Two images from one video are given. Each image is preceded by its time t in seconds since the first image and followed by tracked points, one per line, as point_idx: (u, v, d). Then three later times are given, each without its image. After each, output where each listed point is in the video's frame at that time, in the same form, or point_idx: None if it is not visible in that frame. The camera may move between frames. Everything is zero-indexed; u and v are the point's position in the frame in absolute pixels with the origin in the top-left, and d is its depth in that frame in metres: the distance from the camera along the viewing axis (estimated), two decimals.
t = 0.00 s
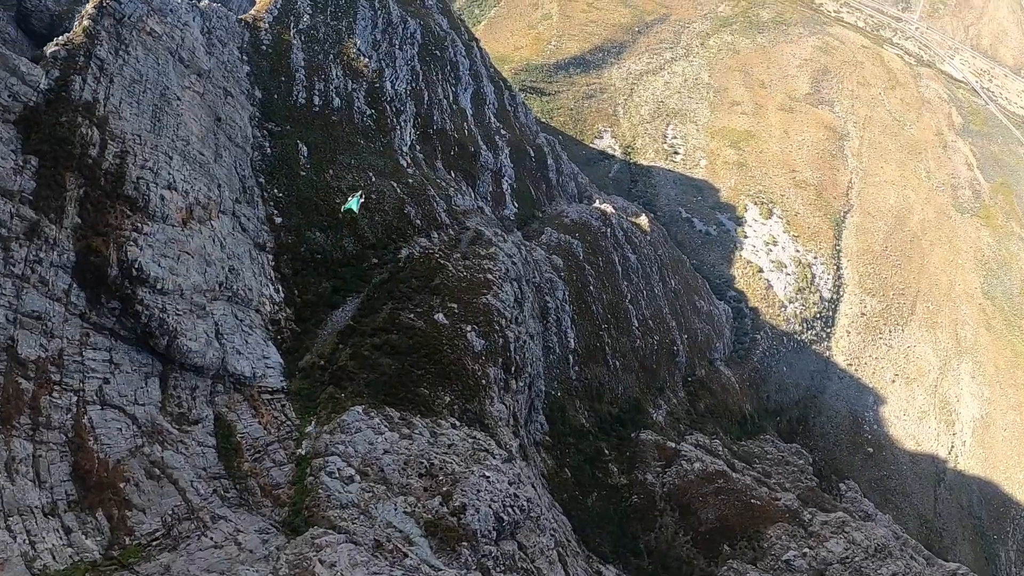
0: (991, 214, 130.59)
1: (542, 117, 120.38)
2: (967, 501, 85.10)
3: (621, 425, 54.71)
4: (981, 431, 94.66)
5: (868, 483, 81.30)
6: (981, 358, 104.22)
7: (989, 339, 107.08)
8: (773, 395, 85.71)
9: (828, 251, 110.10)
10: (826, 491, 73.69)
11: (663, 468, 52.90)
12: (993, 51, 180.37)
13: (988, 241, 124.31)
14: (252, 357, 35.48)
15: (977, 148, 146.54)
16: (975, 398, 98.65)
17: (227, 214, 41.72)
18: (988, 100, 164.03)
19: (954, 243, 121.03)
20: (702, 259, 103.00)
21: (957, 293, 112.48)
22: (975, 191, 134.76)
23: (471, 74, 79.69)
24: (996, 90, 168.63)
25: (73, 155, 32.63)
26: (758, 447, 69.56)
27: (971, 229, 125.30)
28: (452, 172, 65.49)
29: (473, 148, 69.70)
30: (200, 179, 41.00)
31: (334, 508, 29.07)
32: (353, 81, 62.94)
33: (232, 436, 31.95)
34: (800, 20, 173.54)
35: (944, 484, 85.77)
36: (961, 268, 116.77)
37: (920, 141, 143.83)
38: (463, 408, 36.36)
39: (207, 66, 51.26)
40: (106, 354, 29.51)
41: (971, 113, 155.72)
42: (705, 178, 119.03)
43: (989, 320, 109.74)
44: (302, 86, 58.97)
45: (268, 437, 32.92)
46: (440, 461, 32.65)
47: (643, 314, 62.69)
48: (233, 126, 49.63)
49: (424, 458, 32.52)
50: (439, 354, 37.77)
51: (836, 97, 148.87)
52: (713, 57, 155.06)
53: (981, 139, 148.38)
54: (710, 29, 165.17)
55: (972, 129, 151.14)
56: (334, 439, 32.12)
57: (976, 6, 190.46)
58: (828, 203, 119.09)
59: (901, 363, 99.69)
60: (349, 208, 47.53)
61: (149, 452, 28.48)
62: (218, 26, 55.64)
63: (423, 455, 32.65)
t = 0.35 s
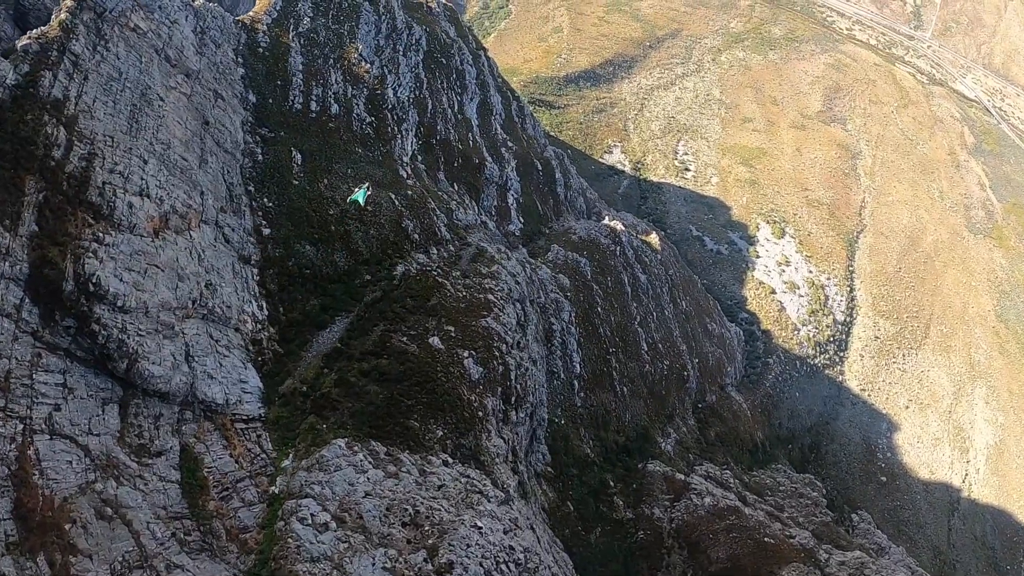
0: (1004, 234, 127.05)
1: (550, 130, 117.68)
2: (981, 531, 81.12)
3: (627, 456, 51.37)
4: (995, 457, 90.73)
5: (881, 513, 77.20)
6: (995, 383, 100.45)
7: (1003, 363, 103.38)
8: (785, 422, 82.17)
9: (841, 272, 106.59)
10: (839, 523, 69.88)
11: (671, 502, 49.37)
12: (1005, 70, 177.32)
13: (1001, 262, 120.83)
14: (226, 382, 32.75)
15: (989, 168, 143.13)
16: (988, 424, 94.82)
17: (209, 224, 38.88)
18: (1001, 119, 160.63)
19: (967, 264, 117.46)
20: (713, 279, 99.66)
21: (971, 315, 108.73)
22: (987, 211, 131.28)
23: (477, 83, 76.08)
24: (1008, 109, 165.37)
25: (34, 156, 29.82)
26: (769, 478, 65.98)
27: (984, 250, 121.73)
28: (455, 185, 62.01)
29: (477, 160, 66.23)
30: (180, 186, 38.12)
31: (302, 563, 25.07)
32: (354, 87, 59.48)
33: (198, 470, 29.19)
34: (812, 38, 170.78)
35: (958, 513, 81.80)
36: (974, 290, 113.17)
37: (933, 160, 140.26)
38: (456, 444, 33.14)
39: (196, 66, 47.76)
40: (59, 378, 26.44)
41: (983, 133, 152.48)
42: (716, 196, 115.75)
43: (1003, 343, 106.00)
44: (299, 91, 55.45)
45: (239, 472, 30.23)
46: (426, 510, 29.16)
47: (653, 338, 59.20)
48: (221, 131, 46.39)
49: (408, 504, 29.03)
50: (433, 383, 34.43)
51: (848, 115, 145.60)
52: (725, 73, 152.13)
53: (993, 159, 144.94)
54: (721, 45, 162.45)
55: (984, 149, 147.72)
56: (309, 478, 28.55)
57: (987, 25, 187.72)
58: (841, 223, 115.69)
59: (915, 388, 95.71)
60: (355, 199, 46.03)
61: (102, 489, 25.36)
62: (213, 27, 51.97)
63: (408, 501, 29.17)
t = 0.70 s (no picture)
0: (1013, 246, 123.46)
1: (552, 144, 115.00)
2: (997, 552, 76.97)
3: (635, 487, 47.23)
4: (1010, 476, 86.19)
5: (897, 540, 72.79)
6: (1009, 399, 96.06)
7: (1015, 377, 99.35)
8: (797, 445, 78.41)
9: (851, 288, 103.00)
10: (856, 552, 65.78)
11: (681, 537, 45.10)
12: (1010, 81, 173.90)
13: (1012, 275, 117.15)
14: (195, 418, 29.65)
15: (996, 179, 139.86)
16: (1002, 441, 90.24)
17: (182, 241, 36.04)
18: (1007, 129, 157.39)
19: (976, 277, 113.83)
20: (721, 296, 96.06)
21: (981, 329, 104.87)
22: (995, 223, 127.85)
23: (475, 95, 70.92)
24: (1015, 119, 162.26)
25: None
26: (783, 507, 62.13)
27: (993, 263, 118.03)
28: (453, 201, 56.37)
29: (475, 174, 60.46)
30: (151, 200, 35.28)
31: None
32: (346, 97, 54.84)
33: (158, 519, 26.25)
34: (816, 50, 167.89)
35: (974, 534, 77.52)
36: (984, 303, 109.42)
37: (939, 171, 136.78)
38: (447, 489, 29.91)
39: (176, 73, 43.96)
40: None
41: (990, 143, 149.26)
42: (723, 211, 112.17)
43: (1015, 357, 102.15)
44: (286, 101, 51.28)
45: (204, 521, 27.20)
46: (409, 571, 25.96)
47: (661, 361, 55.51)
48: (201, 143, 42.94)
49: (389, 564, 25.86)
50: (422, 420, 31.21)
51: (854, 127, 142.29)
52: (729, 86, 149.12)
53: (1000, 170, 141.68)
54: (725, 58, 159.65)
55: (991, 159, 144.44)
56: (280, 530, 25.83)
57: (990, 34, 185.01)
58: (850, 237, 112.21)
59: (928, 407, 91.54)
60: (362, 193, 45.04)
61: (43, 543, 22.51)
62: (197, 33, 48.44)
63: (390, 558, 26.02)
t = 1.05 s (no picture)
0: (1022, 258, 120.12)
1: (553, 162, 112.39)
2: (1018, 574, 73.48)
3: (644, 525, 42.72)
4: None
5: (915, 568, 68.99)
6: None
7: None
8: (811, 472, 74.56)
9: (861, 305, 99.23)
10: None
11: None
12: (1011, 90, 172.85)
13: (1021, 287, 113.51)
14: (151, 470, 26.57)
15: (1001, 190, 136.88)
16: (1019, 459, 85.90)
17: (146, 268, 32.78)
18: (1010, 140, 154.77)
19: (985, 290, 110.16)
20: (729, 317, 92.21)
21: (993, 343, 101.03)
22: (1002, 234, 124.59)
23: (471, 111, 66.00)
24: (1016, 129, 159.78)
25: None
26: (800, 539, 57.60)
27: (1002, 276, 114.54)
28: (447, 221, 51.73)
29: (471, 195, 55.52)
30: (113, 222, 32.07)
31: None
32: (334, 114, 50.66)
33: None
34: (818, 63, 165.21)
35: (994, 557, 73.95)
36: (994, 317, 105.62)
37: (943, 184, 133.54)
38: (436, 548, 26.62)
39: (150, 87, 40.63)
40: None
41: (993, 154, 146.64)
42: (728, 228, 108.58)
43: None
44: (270, 117, 47.45)
45: None
46: None
47: (670, 390, 51.95)
48: (177, 162, 39.60)
49: None
50: (407, 470, 28.06)
51: (858, 141, 139.11)
52: (731, 101, 146.20)
53: (1005, 181, 138.80)
54: (726, 73, 157.03)
55: (995, 170, 141.61)
56: None
57: (990, 45, 183.04)
58: (858, 253, 108.74)
59: (942, 425, 87.53)
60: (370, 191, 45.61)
61: None
62: (177, 46, 45.35)
63: None
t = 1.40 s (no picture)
0: None
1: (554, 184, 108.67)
2: None
3: (657, 570, 38.16)
4: None
5: None
6: None
7: None
8: (829, 501, 70.67)
9: (873, 323, 95.47)
10: None
11: None
12: (1011, 99, 169.22)
13: None
14: (101, 535, 23.38)
15: (1007, 200, 133.44)
16: None
17: (106, 303, 29.57)
18: (1012, 148, 151.76)
19: (997, 303, 106.35)
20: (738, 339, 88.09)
21: (1007, 357, 96.87)
22: (1011, 245, 120.99)
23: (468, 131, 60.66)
24: (1019, 137, 156.77)
25: None
26: None
27: (1013, 287, 110.80)
28: (439, 246, 46.17)
29: (467, 218, 49.63)
30: (69, 252, 28.78)
31: None
32: (319, 134, 46.53)
33: None
34: (818, 78, 162.67)
35: None
36: (1008, 330, 101.61)
37: (948, 195, 130.18)
38: None
39: (119, 106, 37.37)
40: None
41: (996, 163, 143.65)
42: (734, 247, 104.99)
43: None
44: (251, 137, 43.98)
45: None
46: None
47: (681, 421, 48.18)
48: (147, 186, 36.30)
49: None
50: (391, 534, 24.81)
51: (861, 154, 135.94)
52: (732, 118, 143.41)
53: (1011, 191, 135.52)
54: (727, 89, 154.44)
55: (999, 180, 138.49)
56: None
57: (989, 54, 181.34)
58: (867, 269, 105.37)
59: (959, 443, 83.24)
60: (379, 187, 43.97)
61: None
62: (152, 63, 42.47)
63: None
